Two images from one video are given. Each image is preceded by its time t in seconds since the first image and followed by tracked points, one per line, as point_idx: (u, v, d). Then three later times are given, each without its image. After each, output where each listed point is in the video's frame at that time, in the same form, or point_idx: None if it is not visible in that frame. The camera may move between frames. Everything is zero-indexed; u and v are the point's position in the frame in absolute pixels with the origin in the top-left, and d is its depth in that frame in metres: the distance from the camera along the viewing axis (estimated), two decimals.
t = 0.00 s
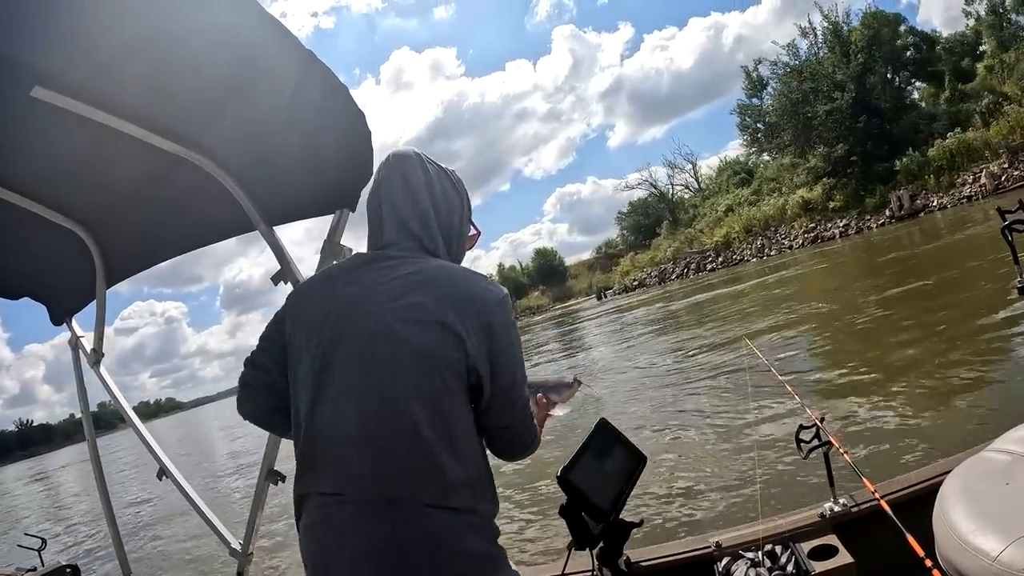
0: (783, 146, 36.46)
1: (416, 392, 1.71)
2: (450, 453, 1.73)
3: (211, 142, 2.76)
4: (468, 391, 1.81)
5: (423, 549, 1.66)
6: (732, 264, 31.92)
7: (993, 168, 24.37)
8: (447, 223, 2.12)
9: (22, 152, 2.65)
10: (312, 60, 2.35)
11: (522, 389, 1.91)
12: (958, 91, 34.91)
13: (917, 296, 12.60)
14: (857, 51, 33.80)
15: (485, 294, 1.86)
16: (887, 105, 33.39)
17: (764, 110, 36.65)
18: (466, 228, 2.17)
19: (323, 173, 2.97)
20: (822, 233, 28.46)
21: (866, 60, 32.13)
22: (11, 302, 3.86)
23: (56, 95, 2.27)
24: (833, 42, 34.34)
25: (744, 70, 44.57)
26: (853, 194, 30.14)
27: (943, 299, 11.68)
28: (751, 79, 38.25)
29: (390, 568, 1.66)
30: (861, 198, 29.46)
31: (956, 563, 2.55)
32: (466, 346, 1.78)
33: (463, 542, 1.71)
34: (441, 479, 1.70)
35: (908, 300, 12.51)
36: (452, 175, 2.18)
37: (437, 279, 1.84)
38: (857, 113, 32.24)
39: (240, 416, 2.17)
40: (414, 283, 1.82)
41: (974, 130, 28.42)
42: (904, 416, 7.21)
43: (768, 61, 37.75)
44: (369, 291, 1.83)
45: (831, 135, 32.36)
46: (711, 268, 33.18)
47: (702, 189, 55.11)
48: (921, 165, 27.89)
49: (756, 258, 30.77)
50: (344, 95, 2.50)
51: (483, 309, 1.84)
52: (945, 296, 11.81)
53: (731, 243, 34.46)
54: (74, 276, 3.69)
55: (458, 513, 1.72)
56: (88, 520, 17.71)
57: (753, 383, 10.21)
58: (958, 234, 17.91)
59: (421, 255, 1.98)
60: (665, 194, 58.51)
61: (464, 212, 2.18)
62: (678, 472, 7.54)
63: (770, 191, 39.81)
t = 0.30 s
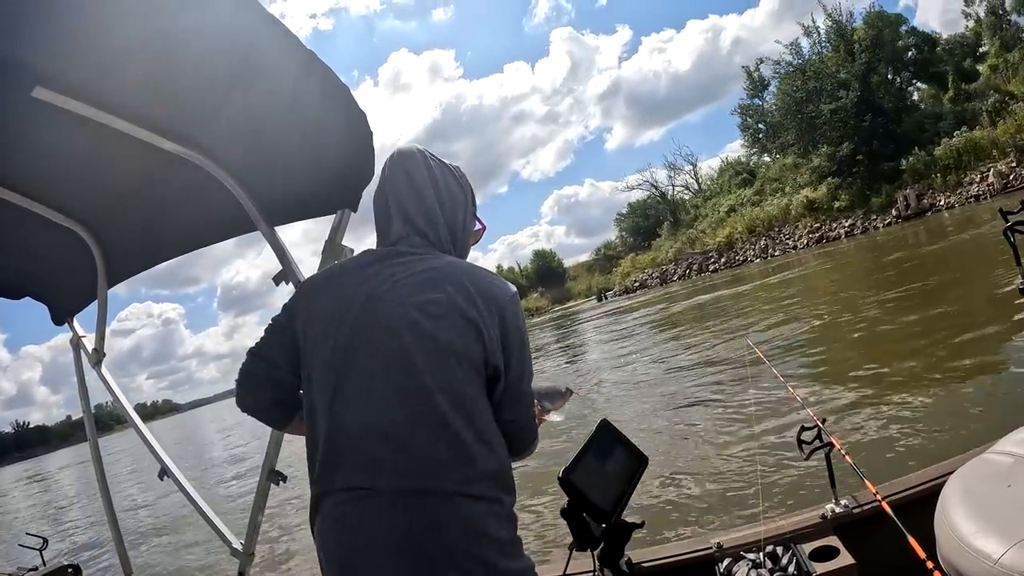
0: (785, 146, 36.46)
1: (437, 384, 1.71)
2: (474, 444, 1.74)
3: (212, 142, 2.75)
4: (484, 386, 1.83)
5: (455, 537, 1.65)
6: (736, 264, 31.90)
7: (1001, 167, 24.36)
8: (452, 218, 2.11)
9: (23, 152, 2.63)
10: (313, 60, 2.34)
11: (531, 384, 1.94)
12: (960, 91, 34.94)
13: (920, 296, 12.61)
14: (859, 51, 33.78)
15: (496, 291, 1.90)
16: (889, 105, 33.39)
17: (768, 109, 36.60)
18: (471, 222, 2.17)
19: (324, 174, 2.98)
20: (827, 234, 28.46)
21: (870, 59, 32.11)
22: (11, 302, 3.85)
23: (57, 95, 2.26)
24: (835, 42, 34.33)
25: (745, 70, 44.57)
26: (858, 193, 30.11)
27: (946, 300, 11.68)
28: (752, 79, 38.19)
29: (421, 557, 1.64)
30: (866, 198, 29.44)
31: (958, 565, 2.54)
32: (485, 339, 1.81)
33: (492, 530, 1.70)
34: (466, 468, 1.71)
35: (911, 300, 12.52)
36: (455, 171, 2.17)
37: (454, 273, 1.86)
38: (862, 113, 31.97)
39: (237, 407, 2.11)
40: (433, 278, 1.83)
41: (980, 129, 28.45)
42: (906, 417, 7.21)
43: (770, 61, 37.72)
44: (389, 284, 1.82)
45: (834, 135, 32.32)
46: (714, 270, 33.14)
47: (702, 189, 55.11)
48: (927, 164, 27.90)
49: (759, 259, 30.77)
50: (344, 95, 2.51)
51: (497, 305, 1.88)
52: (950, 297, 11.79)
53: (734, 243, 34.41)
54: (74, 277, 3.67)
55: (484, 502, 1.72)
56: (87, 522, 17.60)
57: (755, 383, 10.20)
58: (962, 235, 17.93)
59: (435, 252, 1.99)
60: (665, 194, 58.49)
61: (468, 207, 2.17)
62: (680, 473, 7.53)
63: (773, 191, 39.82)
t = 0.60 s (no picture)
0: (782, 148, 36.61)
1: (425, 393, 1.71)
2: (458, 452, 1.73)
3: (211, 145, 2.75)
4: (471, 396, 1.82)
5: (440, 540, 1.65)
6: (735, 266, 31.96)
7: (1003, 167, 24.47)
8: (445, 234, 2.08)
9: (22, 152, 2.62)
10: (314, 64, 2.35)
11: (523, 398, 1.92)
12: (957, 93, 35.16)
13: (921, 297, 12.65)
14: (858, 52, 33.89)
15: (489, 305, 1.89)
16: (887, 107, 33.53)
17: (767, 111, 36.65)
18: (465, 237, 2.15)
19: (322, 180, 2.97)
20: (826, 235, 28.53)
21: (868, 60, 32.19)
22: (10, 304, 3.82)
23: (56, 97, 2.27)
24: (832, 44, 34.45)
25: (742, 72, 44.69)
26: (858, 194, 30.15)
27: (946, 301, 11.74)
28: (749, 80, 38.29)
29: (405, 560, 1.63)
30: (866, 198, 29.52)
31: (954, 567, 2.54)
32: (473, 351, 1.80)
33: (474, 534, 1.70)
34: (452, 474, 1.70)
35: (911, 301, 12.57)
36: (449, 188, 2.16)
37: (443, 285, 1.85)
38: (862, 113, 31.51)
39: (251, 419, 2.14)
40: (428, 291, 1.82)
41: (980, 130, 28.58)
42: (905, 419, 7.23)
43: (767, 63, 37.80)
44: (382, 296, 1.82)
45: (831, 135, 32.41)
46: (712, 271, 33.20)
47: (698, 191, 55.23)
48: (928, 164, 28.03)
49: (758, 260, 30.84)
50: (346, 101, 2.51)
51: (487, 318, 1.86)
52: (949, 298, 11.83)
53: (732, 244, 34.46)
54: (74, 279, 3.65)
55: (468, 507, 1.71)
56: (82, 526, 17.43)
57: (754, 385, 10.22)
58: (961, 235, 17.99)
59: (429, 267, 1.98)
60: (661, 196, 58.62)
61: (461, 221, 2.15)
62: (680, 475, 7.52)
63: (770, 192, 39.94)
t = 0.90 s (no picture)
0: (777, 152, 36.76)
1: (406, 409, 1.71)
2: (432, 467, 1.72)
3: (209, 149, 2.74)
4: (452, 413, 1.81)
5: (410, 552, 1.66)
6: (731, 270, 32.02)
7: (1002, 169, 24.63)
8: (435, 260, 2.07)
9: (20, 154, 2.60)
10: (312, 69, 2.33)
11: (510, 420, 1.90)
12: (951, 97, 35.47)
13: (918, 300, 12.71)
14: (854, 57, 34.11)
15: (474, 327, 1.87)
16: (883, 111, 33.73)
17: (763, 115, 36.77)
18: (456, 259, 2.12)
19: (318, 184, 2.95)
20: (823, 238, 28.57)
21: (864, 64, 32.37)
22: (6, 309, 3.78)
23: (55, 101, 2.27)
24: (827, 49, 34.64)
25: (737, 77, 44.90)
26: (855, 197, 30.23)
27: (942, 304, 11.79)
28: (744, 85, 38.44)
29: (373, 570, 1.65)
30: (864, 201, 29.63)
31: (948, 567, 2.55)
32: (453, 370, 1.78)
33: (443, 548, 1.70)
34: (424, 487, 1.70)
35: (908, 304, 12.63)
36: (437, 215, 2.15)
37: (422, 300, 1.86)
38: (859, 115, 31.66)
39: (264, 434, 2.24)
40: (414, 311, 1.83)
41: (977, 133, 28.82)
42: (901, 422, 7.26)
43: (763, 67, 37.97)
44: (369, 313, 1.83)
45: (827, 139, 32.60)
46: (708, 275, 33.25)
47: (693, 196, 55.42)
48: (926, 167, 28.23)
49: (755, 264, 30.91)
50: (343, 105, 2.49)
51: (471, 340, 1.84)
52: (946, 302, 11.85)
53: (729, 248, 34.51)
54: (72, 284, 3.62)
55: (441, 521, 1.72)
56: (74, 533, 17.21)
57: (751, 388, 10.23)
58: (959, 238, 18.09)
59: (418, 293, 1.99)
60: (655, 201, 58.76)
61: (451, 246, 2.12)
62: (678, 479, 7.51)
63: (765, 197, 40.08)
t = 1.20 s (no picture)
0: (774, 154, 36.83)
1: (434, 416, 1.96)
2: (446, 472, 1.97)
3: (208, 152, 2.73)
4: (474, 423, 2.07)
5: (418, 546, 1.89)
6: (729, 273, 32.06)
7: (1003, 170, 24.76)
8: (454, 286, 2.35)
9: (16, 158, 2.58)
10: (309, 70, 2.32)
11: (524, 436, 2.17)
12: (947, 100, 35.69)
13: (916, 302, 12.75)
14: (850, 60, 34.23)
15: (497, 351, 2.13)
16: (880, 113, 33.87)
17: (760, 118, 36.84)
18: (474, 286, 2.39)
19: (318, 190, 2.94)
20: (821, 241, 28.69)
21: (861, 66, 32.46)
22: None
23: (49, 104, 2.25)
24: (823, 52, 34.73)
25: (733, 80, 44.97)
26: (854, 199, 30.29)
27: (939, 306, 11.83)
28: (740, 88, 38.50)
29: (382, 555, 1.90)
30: (863, 203, 29.70)
31: (940, 568, 2.56)
32: (479, 385, 2.05)
33: (452, 547, 1.94)
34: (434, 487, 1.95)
35: (905, 306, 12.67)
36: (457, 246, 2.43)
37: (458, 323, 2.14)
38: (857, 117, 31.83)
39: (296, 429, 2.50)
40: (448, 332, 2.10)
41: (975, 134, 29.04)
42: (897, 424, 7.28)
43: (759, 70, 38.06)
44: (404, 328, 2.12)
45: (824, 142, 32.73)
46: (706, 279, 33.39)
47: (688, 199, 55.52)
48: (925, 168, 28.37)
49: (753, 266, 30.98)
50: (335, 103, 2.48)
51: (496, 362, 2.10)
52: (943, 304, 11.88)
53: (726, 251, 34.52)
54: (64, 287, 3.59)
55: (447, 521, 1.95)
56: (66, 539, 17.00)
57: (748, 391, 10.25)
58: (958, 240, 18.15)
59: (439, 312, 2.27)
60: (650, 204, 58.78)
61: (470, 274, 2.39)
62: (675, 481, 7.52)
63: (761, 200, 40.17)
